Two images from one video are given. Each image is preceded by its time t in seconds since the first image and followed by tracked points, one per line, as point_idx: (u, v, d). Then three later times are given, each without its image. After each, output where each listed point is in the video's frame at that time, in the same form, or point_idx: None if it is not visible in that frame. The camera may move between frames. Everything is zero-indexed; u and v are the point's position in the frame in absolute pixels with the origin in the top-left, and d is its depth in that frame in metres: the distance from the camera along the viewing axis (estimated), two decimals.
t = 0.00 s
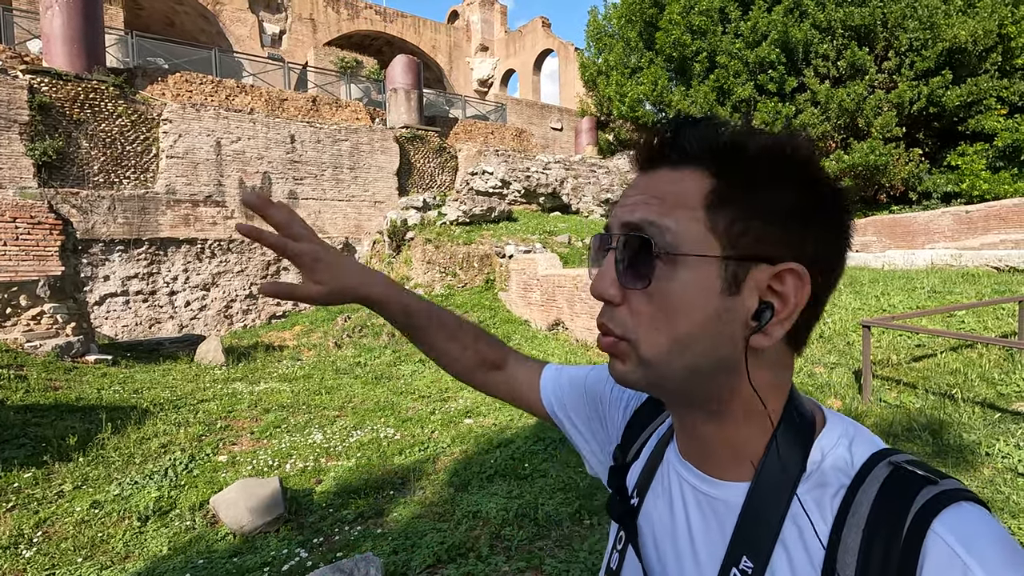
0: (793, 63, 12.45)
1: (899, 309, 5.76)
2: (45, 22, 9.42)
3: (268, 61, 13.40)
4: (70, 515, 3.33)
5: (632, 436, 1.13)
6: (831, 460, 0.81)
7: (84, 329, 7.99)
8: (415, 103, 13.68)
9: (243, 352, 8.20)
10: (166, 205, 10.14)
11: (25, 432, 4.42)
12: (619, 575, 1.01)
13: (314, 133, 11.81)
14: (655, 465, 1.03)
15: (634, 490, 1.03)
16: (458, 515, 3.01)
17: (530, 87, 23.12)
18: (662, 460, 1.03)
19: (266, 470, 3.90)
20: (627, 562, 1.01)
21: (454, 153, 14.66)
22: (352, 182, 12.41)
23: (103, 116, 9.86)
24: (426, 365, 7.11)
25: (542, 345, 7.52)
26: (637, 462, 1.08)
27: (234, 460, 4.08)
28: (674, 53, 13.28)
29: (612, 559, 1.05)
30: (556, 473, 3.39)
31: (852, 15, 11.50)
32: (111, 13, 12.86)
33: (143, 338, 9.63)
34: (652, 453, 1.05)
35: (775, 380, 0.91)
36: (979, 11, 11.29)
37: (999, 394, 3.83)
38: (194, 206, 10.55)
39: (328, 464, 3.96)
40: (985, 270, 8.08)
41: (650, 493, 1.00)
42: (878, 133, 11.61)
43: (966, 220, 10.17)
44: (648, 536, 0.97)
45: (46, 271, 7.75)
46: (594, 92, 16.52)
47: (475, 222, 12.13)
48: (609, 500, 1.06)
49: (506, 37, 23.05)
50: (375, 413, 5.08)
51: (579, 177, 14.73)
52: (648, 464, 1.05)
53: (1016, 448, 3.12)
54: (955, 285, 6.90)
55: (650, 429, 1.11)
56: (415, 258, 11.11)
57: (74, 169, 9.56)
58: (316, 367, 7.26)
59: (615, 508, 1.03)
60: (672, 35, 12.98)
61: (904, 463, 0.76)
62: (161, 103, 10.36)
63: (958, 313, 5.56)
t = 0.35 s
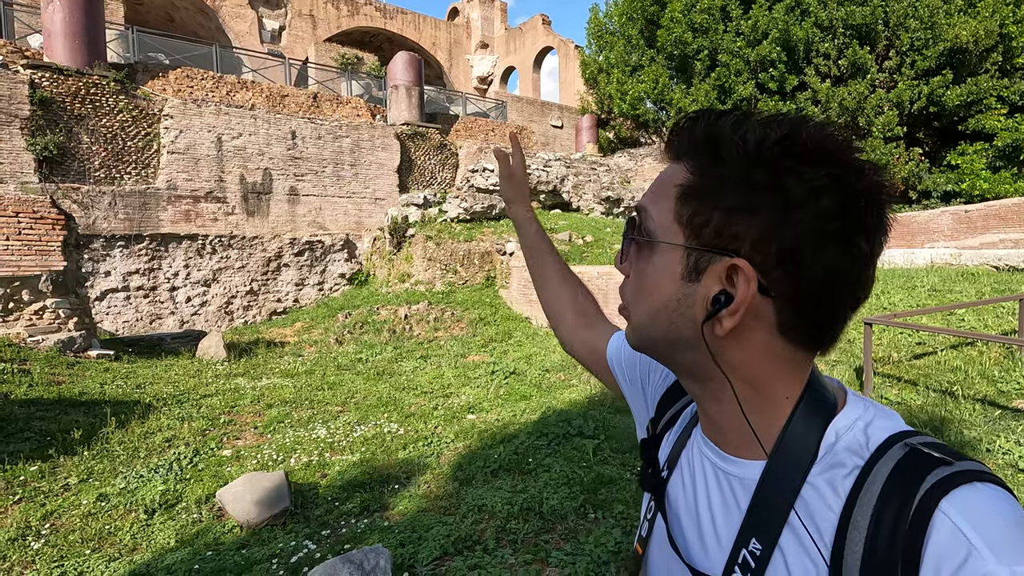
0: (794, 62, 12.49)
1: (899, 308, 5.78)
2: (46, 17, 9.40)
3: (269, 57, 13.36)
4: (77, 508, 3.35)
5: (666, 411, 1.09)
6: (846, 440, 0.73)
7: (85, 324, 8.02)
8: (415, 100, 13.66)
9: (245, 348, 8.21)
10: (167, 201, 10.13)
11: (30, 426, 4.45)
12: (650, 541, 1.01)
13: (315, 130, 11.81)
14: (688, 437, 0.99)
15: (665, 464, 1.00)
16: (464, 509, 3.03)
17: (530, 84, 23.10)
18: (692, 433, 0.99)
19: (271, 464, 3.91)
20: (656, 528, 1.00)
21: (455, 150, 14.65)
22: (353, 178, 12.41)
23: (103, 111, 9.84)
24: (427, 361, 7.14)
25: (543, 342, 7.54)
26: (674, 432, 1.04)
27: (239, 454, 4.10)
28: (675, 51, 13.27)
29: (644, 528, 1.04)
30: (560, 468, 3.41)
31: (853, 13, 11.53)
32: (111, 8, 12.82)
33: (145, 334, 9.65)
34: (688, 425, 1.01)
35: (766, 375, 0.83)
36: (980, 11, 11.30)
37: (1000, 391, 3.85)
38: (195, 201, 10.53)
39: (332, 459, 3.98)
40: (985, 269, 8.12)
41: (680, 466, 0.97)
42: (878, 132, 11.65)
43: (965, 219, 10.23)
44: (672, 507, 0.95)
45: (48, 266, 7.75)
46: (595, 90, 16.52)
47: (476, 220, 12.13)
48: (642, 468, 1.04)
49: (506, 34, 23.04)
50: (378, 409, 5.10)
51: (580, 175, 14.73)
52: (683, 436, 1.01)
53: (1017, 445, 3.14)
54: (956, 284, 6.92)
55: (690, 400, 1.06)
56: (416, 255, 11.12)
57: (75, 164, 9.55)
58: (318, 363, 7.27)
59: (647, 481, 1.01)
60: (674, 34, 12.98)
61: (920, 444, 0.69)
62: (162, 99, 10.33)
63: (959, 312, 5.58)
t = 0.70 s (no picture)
0: (821, 60, 12.22)
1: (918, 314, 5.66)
2: (79, 16, 9.67)
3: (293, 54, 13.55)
4: (94, 492, 3.48)
5: (520, 457, 1.21)
6: (701, 439, 0.94)
7: (111, 314, 8.27)
8: (436, 97, 13.75)
9: (263, 340, 8.37)
10: (191, 195, 10.38)
11: (55, 412, 4.62)
12: None
13: (336, 126, 11.96)
14: (541, 483, 1.10)
15: (523, 508, 1.10)
16: (463, 505, 3.07)
17: (553, 81, 22.99)
18: (547, 474, 1.11)
19: (280, 456, 4.01)
20: None
21: (475, 147, 14.69)
22: (373, 175, 12.55)
23: (133, 107, 10.11)
24: (440, 357, 7.19)
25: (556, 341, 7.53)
26: (525, 479, 1.16)
27: (250, 445, 4.20)
28: (699, 48, 13.06)
29: None
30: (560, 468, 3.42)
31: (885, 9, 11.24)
32: (142, 6, 13.15)
33: (168, 324, 9.90)
34: (537, 470, 1.12)
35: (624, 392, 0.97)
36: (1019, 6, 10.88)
37: (1017, 402, 3.75)
38: (219, 196, 10.77)
39: (339, 452, 4.05)
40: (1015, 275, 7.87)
41: (540, 510, 1.07)
42: (908, 132, 11.33)
43: (998, 223, 9.92)
44: (546, 548, 1.04)
45: (77, 257, 8.01)
46: (617, 87, 16.39)
47: (493, 217, 12.16)
48: (502, 520, 1.12)
49: (530, 31, 22.99)
50: (388, 403, 5.17)
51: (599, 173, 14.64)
52: (533, 482, 1.12)
53: None
54: (981, 290, 6.74)
55: (534, 446, 1.20)
56: (433, 251, 11.20)
57: (104, 159, 9.83)
58: (334, 356, 7.39)
59: (508, 529, 1.09)
60: (698, 30, 12.78)
61: (756, 431, 0.90)
62: (189, 95, 10.58)
63: (981, 319, 5.44)
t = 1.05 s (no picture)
0: (824, 60, 12.21)
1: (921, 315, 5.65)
2: (83, 16, 9.71)
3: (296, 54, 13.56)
4: (98, 491, 3.49)
5: (519, 453, 1.23)
6: (694, 439, 0.95)
7: (115, 313, 8.31)
8: (438, 97, 13.76)
9: (266, 340, 8.40)
10: (195, 195, 10.42)
11: (59, 411, 4.64)
12: None
13: (339, 126, 11.98)
14: (537, 478, 1.12)
15: (519, 503, 1.12)
16: (464, 504, 3.08)
17: (555, 81, 22.99)
18: (542, 469, 1.13)
19: (283, 455, 4.02)
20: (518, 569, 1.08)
21: (477, 147, 14.70)
22: (375, 175, 12.58)
23: (136, 107, 10.14)
24: (442, 357, 7.21)
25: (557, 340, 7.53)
26: (522, 475, 1.18)
27: (253, 444, 4.22)
28: (702, 48, 13.04)
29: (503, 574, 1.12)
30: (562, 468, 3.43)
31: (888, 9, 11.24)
32: (146, 7, 13.19)
33: (172, 323, 9.95)
34: (533, 466, 1.14)
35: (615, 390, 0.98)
36: None
37: (1019, 403, 3.75)
38: (222, 196, 10.80)
39: (342, 451, 4.06)
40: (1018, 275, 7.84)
41: (534, 504, 1.09)
42: (911, 132, 11.30)
43: (1001, 223, 9.88)
44: (538, 541, 1.05)
45: (81, 257, 8.03)
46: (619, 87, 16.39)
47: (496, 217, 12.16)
48: (497, 514, 1.14)
49: (532, 31, 23.00)
50: (390, 403, 5.19)
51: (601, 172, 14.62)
52: (530, 477, 1.13)
53: None
54: (984, 291, 6.73)
55: (531, 444, 1.22)
56: (435, 251, 11.21)
57: (108, 159, 9.86)
58: (336, 356, 7.41)
59: (503, 522, 1.11)
60: (700, 30, 12.76)
61: (750, 432, 0.91)
62: (193, 96, 10.62)
63: (983, 320, 5.43)
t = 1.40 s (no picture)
0: (828, 61, 12.21)
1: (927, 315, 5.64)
2: (89, 17, 9.75)
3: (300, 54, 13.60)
4: (107, 489, 3.51)
5: (546, 450, 1.25)
6: (714, 442, 0.95)
7: (121, 313, 8.34)
8: (441, 97, 13.77)
9: (270, 339, 8.42)
10: (200, 195, 10.45)
11: (66, 410, 4.66)
12: None
13: (342, 127, 12.01)
14: (560, 475, 1.14)
15: (544, 499, 1.14)
16: (471, 504, 3.09)
17: (558, 81, 22.99)
18: (565, 466, 1.15)
19: (290, 454, 4.04)
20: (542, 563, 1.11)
21: (480, 147, 14.72)
22: (379, 175, 12.61)
23: (141, 107, 10.17)
24: (446, 357, 7.22)
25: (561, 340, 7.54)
26: (547, 471, 1.20)
27: (260, 443, 4.24)
28: (705, 48, 13.02)
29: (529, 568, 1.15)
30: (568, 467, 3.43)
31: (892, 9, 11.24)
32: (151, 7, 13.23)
33: (177, 323, 9.99)
34: (557, 464, 1.16)
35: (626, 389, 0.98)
36: None
37: None
38: (227, 196, 10.83)
39: (348, 451, 4.07)
40: None
41: (557, 501, 1.11)
42: (916, 132, 11.27)
43: (1006, 223, 9.86)
44: (559, 537, 1.08)
45: (87, 257, 8.07)
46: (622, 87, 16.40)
47: (499, 217, 12.18)
48: (522, 508, 1.16)
49: (535, 31, 23.01)
50: (395, 402, 5.20)
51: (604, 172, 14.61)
52: (554, 474, 1.16)
53: None
54: (989, 291, 6.72)
55: (557, 441, 1.24)
56: (439, 251, 11.23)
57: (113, 159, 9.90)
58: (341, 356, 7.43)
59: (527, 517, 1.14)
60: (703, 30, 12.75)
61: (773, 439, 0.91)
62: (197, 96, 10.65)
63: (989, 321, 5.42)
